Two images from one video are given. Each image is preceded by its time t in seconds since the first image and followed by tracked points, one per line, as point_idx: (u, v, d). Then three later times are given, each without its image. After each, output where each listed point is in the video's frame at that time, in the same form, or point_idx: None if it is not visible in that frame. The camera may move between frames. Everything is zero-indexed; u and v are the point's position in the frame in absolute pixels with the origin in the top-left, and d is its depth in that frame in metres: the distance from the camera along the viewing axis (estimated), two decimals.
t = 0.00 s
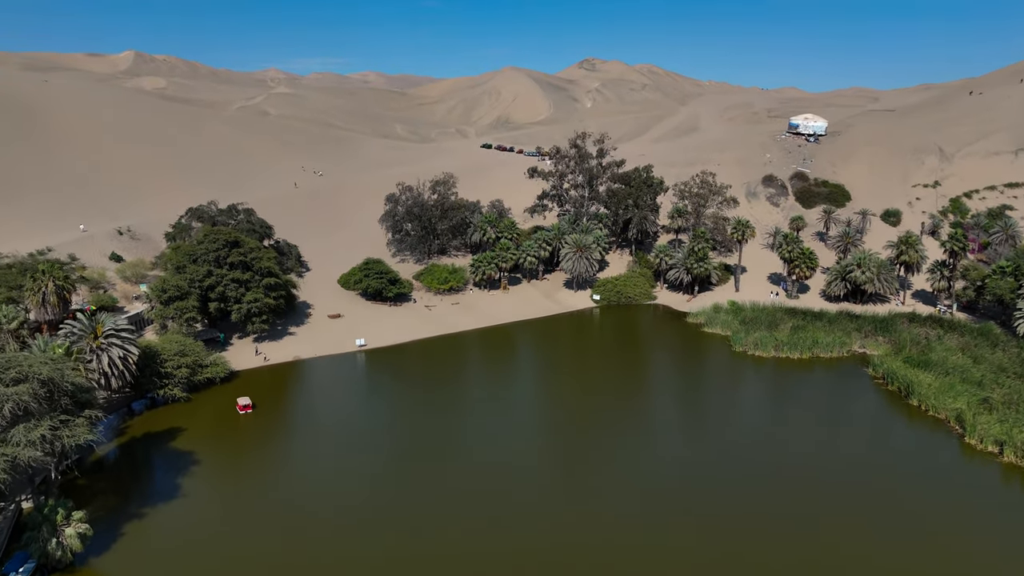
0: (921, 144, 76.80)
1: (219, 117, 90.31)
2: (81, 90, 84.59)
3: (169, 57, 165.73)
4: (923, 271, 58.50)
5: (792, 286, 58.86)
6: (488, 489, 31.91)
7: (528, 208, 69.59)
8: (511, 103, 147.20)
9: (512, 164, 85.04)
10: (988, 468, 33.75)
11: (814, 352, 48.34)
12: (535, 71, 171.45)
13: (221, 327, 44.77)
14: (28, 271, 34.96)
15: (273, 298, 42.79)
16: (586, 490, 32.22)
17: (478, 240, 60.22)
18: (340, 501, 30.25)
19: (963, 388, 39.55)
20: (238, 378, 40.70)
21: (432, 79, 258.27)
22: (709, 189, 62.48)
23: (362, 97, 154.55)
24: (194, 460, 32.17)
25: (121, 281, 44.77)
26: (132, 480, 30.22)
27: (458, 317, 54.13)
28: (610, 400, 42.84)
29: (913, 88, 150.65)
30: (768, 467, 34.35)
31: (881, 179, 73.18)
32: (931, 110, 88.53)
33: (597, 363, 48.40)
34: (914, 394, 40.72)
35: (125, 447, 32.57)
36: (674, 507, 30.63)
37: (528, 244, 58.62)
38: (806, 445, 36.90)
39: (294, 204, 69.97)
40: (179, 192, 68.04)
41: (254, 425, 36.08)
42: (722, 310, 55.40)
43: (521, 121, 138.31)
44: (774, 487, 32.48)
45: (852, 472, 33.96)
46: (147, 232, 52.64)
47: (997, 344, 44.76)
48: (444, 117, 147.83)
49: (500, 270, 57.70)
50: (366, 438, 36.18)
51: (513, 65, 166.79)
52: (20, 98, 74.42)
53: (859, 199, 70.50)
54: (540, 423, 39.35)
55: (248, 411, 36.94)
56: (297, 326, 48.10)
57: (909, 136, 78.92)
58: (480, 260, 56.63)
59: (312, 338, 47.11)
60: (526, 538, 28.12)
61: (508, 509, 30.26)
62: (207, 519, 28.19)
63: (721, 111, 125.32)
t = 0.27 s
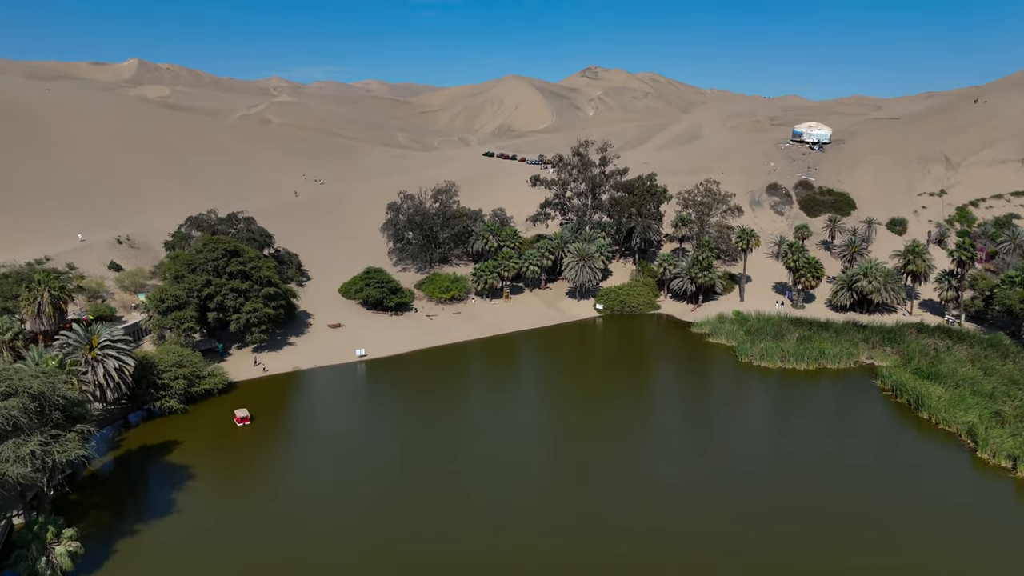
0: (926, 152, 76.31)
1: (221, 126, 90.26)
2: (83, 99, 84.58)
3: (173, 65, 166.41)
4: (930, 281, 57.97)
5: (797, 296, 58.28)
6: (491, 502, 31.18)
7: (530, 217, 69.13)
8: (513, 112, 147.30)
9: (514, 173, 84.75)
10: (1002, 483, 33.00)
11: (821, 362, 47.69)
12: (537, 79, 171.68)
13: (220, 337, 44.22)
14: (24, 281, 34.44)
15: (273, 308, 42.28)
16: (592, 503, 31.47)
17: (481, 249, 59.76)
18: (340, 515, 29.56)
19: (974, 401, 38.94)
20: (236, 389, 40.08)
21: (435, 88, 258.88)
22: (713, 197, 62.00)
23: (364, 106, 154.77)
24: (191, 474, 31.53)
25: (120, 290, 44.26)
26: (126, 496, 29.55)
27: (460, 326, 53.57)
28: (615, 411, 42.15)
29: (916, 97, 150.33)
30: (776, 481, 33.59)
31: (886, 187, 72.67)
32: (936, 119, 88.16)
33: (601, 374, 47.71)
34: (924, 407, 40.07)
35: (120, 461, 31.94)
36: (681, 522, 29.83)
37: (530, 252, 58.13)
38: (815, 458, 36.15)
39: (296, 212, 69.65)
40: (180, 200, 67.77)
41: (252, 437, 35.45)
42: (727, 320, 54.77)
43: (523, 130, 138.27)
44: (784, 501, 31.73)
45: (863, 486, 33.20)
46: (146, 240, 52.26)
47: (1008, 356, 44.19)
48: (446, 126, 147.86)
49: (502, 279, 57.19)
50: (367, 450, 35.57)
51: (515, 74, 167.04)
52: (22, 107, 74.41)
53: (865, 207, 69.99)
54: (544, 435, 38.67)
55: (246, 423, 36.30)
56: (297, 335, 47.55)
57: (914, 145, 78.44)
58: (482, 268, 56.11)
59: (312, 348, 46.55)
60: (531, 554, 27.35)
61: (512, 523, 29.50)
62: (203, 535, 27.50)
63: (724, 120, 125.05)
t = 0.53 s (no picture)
0: (933, 161, 75.72)
1: (224, 134, 90.25)
2: (87, 107, 84.65)
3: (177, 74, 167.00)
4: (939, 291, 57.32)
5: (804, 306, 57.63)
6: (494, 517, 30.44)
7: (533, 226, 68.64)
8: (516, 120, 147.32)
9: (517, 181, 84.42)
10: (1018, 500, 32.18)
11: (829, 374, 46.93)
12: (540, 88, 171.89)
13: (219, 348, 43.69)
14: (21, 290, 33.97)
15: (273, 318, 41.77)
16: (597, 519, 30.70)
17: (483, 258, 59.25)
18: (340, 531, 28.87)
19: (987, 415, 38.20)
20: (235, 401, 39.48)
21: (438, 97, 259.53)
22: (718, 206, 61.47)
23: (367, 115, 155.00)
24: (187, 488, 30.88)
25: (119, 299, 43.76)
26: (120, 511, 28.92)
27: (462, 336, 52.97)
28: (619, 423, 41.35)
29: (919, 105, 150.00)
30: (786, 496, 32.79)
31: (893, 196, 72.07)
32: (942, 127, 87.65)
33: (605, 385, 46.96)
34: (936, 420, 39.30)
35: (115, 475, 31.32)
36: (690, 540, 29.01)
37: (533, 261, 57.59)
38: (825, 472, 35.32)
39: (298, 221, 69.32)
40: (181, 209, 67.47)
41: (250, 450, 34.78)
42: (733, 331, 54.08)
43: (526, 138, 138.20)
44: (794, 517, 30.90)
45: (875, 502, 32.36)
46: (147, 249, 51.85)
47: (1020, 368, 43.46)
48: (449, 134, 147.91)
49: (505, 288, 56.63)
50: (367, 463, 34.86)
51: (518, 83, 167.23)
52: (25, 115, 74.36)
53: (871, 216, 69.39)
54: (547, 447, 37.90)
55: (244, 435, 35.67)
56: (297, 346, 47.02)
57: (920, 153, 77.88)
58: (485, 278, 55.59)
59: (313, 359, 45.95)
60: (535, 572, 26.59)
61: (515, 539, 28.75)
62: (198, 552, 26.80)
63: (727, 128, 124.73)
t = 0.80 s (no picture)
0: (941, 169, 75.02)
1: (228, 143, 90.27)
2: (91, 116, 84.81)
3: (183, 83, 167.72)
4: (949, 301, 56.61)
5: (811, 316, 56.95)
6: (497, 534, 29.78)
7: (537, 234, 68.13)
8: (520, 128, 147.33)
9: (521, 189, 84.07)
10: None
11: (838, 386, 46.14)
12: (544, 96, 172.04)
13: (219, 358, 43.18)
14: (19, 300, 33.60)
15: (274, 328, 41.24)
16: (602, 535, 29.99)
17: (487, 266, 58.71)
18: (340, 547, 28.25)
19: (1001, 429, 37.40)
20: (234, 412, 38.91)
21: (442, 105, 260.12)
22: (724, 215, 60.90)
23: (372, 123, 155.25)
24: (184, 503, 30.28)
25: (119, 308, 43.33)
26: (115, 526, 28.35)
27: (465, 346, 52.37)
28: (624, 435, 40.59)
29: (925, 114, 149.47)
30: (796, 514, 31.99)
31: (900, 205, 71.39)
32: (949, 135, 87.01)
33: (609, 396, 46.23)
34: (948, 434, 38.48)
35: (111, 489, 30.78)
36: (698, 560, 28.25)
37: (537, 270, 57.03)
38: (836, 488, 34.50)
39: (301, 229, 69.03)
40: (184, 217, 67.22)
41: (249, 463, 34.20)
42: (739, 341, 53.36)
43: (531, 146, 138.12)
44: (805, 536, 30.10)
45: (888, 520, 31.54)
46: (148, 258, 51.51)
47: None
48: (453, 143, 147.99)
49: (508, 298, 56.06)
50: (367, 475, 34.21)
51: (522, 91, 167.29)
52: (30, 123, 74.45)
53: (878, 225, 68.72)
54: (551, 460, 37.13)
55: (243, 448, 35.09)
56: (299, 356, 46.48)
57: (928, 162, 77.21)
58: (488, 287, 55.05)
59: (314, 369, 45.39)
60: None
61: (518, 558, 28.07)
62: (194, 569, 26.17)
63: (732, 137, 124.34)
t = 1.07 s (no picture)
0: (949, 178, 74.28)
1: (232, 151, 90.28)
2: (96, 124, 84.95)
3: (189, 91, 168.61)
4: (959, 311, 55.83)
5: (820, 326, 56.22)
6: (499, 550, 29.08)
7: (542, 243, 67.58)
8: (524, 137, 147.29)
9: (526, 198, 83.70)
10: None
11: (848, 398, 45.31)
12: (549, 105, 172.17)
13: (220, 368, 42.67)
14: (17, 310, 33.21)
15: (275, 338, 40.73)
16: (608, 552, 29.26)
17: (491, 275, 58.19)
18: (339, 563, 27.58)
19: (1016, 444, 36.54)
20: (234, 424, 38.33)
21: (447, 113, 260.76)
22: (730, 224, 60.29)
23: (376, 131, 155.53)
24: (181, 517, 29.67)
25: (120, 318, 42.87)
26: (111, 541, 27.75)
27: (469, 356, 51.74)
28: (630, 448, 39.76)
29: (930, 122, 148.88)
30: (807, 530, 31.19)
31: (908, 214, 70.66)
32: (957, 143, 86.30)
33: (614, 407, 45.51)
34: (962, 448, 37.60)
35: (107, 503, 30.20)
36: None
37: (541, 279, 56.46)
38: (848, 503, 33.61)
39: (304, 237, 68.71)
40: (188, 226, 66.98)
41: (248, 476, 33.58)
42: (747, 352, 52.60)
43: (535, 155, 137.98)
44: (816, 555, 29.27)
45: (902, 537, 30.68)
46: (150, 266, 51.17)
47: None
48: (458, 151, 148.03)
49: (512, 307, 55.48)
50: (367, 489, 33.52)
51: (526, 100, 167.47)
52: (35, 132, 74.58)
53: (886, 234, 68.00)
54: (555, 473, 36.35)
55: (242, 460, 34.48)
56: (300, 366, 45.92)
57: (936, 170, 76.51)
58: (492, 296, 54.50)
59: (316, 380, 44.81)
60: None
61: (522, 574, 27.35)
62: None
63: (737, 145, 123.94)
